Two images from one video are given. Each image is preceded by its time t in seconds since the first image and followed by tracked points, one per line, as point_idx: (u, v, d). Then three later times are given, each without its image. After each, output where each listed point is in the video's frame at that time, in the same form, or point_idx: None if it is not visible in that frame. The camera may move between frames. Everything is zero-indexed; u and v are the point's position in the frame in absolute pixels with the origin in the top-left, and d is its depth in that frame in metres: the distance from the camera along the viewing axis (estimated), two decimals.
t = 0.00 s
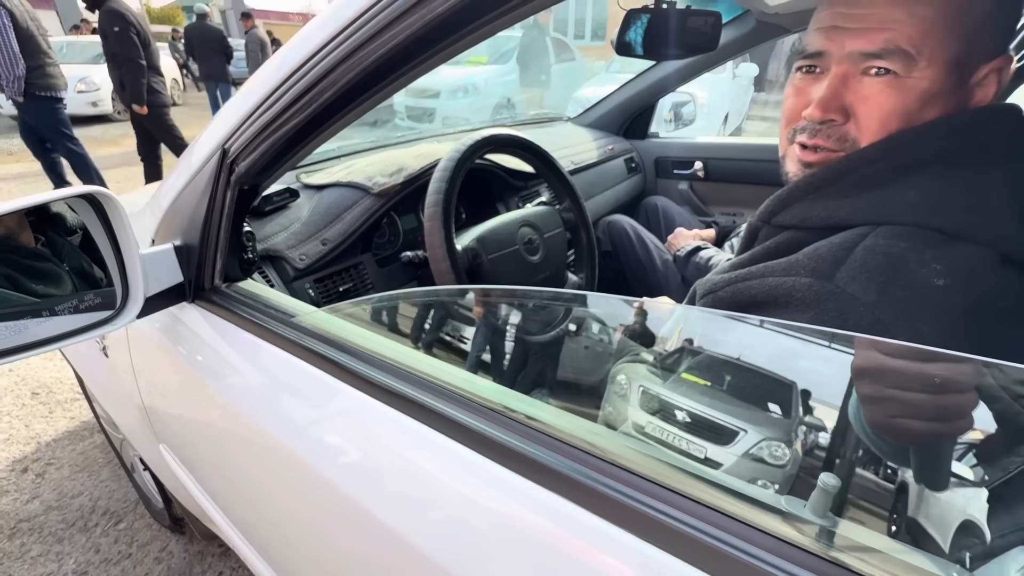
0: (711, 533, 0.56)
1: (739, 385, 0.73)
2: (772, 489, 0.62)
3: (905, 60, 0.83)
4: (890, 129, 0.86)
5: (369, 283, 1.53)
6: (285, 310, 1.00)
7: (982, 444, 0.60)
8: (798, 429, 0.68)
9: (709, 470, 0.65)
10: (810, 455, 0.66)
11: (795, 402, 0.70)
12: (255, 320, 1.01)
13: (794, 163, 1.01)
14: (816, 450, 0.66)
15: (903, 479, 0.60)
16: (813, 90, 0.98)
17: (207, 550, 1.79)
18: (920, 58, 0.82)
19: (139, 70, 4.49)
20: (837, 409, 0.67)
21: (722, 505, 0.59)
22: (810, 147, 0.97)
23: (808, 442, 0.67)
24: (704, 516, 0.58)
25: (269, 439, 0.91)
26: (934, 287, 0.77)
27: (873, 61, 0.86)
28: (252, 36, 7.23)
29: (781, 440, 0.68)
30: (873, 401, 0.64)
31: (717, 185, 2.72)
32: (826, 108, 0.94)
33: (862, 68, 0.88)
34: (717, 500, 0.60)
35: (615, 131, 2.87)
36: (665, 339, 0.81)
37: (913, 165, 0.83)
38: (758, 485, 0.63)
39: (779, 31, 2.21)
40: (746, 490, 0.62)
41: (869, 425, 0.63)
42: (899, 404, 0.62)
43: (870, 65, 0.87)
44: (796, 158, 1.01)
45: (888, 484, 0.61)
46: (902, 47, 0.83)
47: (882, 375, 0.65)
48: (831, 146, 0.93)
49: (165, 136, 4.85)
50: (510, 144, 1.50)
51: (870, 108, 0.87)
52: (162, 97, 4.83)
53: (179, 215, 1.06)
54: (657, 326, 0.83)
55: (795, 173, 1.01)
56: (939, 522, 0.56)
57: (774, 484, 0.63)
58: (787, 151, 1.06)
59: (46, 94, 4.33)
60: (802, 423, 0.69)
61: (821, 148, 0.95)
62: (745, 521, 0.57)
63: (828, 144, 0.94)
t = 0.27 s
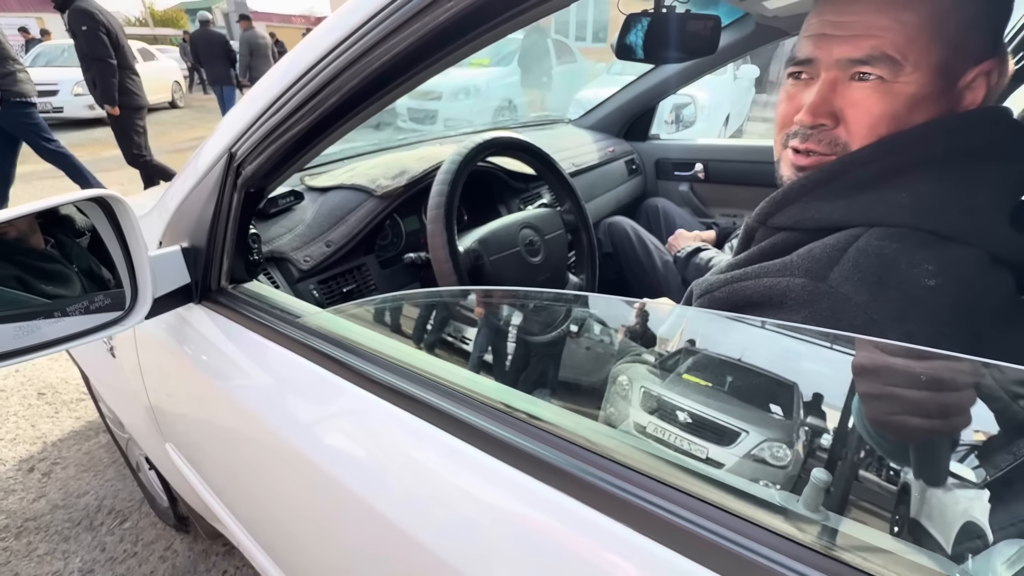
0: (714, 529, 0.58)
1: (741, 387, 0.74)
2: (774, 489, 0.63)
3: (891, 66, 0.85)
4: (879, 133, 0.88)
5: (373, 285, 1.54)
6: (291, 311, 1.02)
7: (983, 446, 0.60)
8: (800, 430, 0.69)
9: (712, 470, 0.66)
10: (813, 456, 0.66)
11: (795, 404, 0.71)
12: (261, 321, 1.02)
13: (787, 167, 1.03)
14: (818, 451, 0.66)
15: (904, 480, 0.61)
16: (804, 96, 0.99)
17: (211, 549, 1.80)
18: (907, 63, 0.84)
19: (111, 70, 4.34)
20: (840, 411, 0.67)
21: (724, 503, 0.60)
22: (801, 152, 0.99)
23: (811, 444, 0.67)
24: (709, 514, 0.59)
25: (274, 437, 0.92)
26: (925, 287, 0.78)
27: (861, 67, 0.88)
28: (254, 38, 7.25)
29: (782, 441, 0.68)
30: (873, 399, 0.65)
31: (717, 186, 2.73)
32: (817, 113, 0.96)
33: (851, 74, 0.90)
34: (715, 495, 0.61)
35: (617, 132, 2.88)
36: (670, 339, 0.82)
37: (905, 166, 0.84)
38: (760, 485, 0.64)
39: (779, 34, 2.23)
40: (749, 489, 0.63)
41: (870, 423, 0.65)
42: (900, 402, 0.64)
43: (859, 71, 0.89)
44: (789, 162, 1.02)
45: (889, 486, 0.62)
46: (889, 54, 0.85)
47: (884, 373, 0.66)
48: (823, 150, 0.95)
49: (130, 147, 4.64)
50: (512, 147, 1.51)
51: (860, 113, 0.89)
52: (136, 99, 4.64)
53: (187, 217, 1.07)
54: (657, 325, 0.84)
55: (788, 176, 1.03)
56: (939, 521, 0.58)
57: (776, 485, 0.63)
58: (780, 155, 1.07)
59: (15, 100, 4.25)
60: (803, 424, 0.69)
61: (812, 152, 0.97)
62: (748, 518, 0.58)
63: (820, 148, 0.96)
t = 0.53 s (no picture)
0: (722, 518, 0.59)
1: (743, 387, 0.75)
2: (777, 486, 0.63)
3: (884, 65, 0.88)
4: (874, 131, 0.90)
5: (379, 284, 1.54)
6: (299, 308, 1.03)
7: (986, 444, 0.60)
8: (801, 429, 0.70)
9: (716, 466, 0.66)
10: (814, 454, 0.66)
11: (797, 403, 0.71)
12: (269, 317, 1.03)
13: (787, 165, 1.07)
14: (820, 450, 0.67)
15: (908, 479, 0.61)
16: (801, 96, 1.03)
17: (217, 547, 1.81)
18: (901, 62, 0.86)
19: (91, 72, 4.31)
20: (843, 410, 0.68)
21: (732, 493, 0.61)
22: (799, 150, 1.03)
23: (811, 441, 0.68)
24: (717, 503, 0.60)
25: (282, 432, 0.93)
26: (926, 285, 0.78)
27: (855, 67, 0.91)
28: (256, 39, 7.26)
29: (784, 440, 0.69)
30: (875, 394, 0.66)
31: (719, 186, 2.74)
32: (813, 112, 1.00)
33: (845, 74, 0.93)
34: (722, 486, 0.62)
35: (619, 132, 2.89)
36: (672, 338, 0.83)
37: (903, 164, 0.85)
38: (763, 481, 0.64)
39: (780, 35, 2.23)
40: (756, 483, 0.63)
41: (873, 417, 0.65)
42: (901, 397, 0.64)
43: (852, 71, 0.92)
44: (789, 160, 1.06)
45: (892, 485, 0.61)
46: (881, 53, 0.88)
47: (887, 368, 0.66)
48: (819, 148, 0.99)
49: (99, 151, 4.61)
50: (516, 147, 1.52)
51: (854, 111, 0.92)
52: (117, 102, 4.61)
53: (196, 216, 1.08)
54: (658, 325, 0.85)
55: (788, 174, 1.06)
56: (943, 522, 0.57)
57: (780, 482, 0.64)
58: (782, 155, 1.11)
59: None
60: (804, 423, 0.70)
61: (810, 150, 1.01)
62: (756, 508, 0.59)
63: (816, 146, 1.00)
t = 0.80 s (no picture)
0: (726, 515, 0.58)
1: (742, 385, 0.75)
2: (779, 484, 0.62)
3: (891, 64, 0.87)
4: (880, 129, 0.89)
5: (381, 284, 1.54)
6: (303, 308, 1.03)
7: (987, 443, 0.60)
8: (802, 428, 0.69)
9: (716, 463, 0.65)
10: (813, 454, 0.66)
11: (798, 403, 0.71)
12: (272, 317, 1.03)
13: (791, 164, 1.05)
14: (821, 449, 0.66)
15: (909, 478, 0.61)
16: (806, 95, 1.02)
17: (219, 547, 1.81)
18: (907, 61, 0.85)
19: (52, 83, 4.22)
20: (841, 409, 0.68)
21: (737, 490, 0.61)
22: (805, 149, 1.02)
23: (809, 440, 0.68)
24: (721, 500, 0.60)
25: (284, 430, 0.93)
26: (931, 284, 0.78)
27: (861, 66, 0.91)
28: (256, 40, 7.26)
29: (785, 439, 0.68)
30: (876, 390, 0.66)
31: (720, 186, 2.74)
32: (819, 111, 0.99)
33: (851, 73, 0.92)
34: (724, 482, 0.62)
35: (620, 132, 2.89)
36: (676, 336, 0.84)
37: (907, 164, 0.85)
38: (763, 478, 0.63)
39: (780, 35, 2.23)
40: (756, 479, 0.63)
41: (873, 414, 0.66)
42: (897, 393, 0.65)
43: (858, 70, 0.91)
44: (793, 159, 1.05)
45: (894, 485, 0.61)
46: (888, 52, 0.87)
47: (885, 366, 0.67)
48: (826, 147, 0.98)
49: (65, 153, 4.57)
50: (518, 146, 1.52)
51: (860, 110, 0.91)
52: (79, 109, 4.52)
53: (201, 217, 1.08)
54: (662, 326, 0.86)
55: (793, 173, 1.05)
56: (944, 520, 0.57)
57: (780, 480, 0.63)
58: (784, 154, 1.10)
59: None
60: (805, 423, 0.70)
61: (816, 150, 1.00)
62: (757, 503, 0.59)
63: (822, 146, 0.99)
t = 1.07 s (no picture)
0: (726, 521, 0.58)
1: (740, 385, 0.75)
2: (775, 485, 0.63)
3: (890, 68, 0.86)
4: (880, 133, 0.88)
5: (380, 287, 1.54)
6: (302, 312, 1.02)
7: (983, 442, 0.61)
8: (800, 428, 0.69)
9: (714, 465, 0.65)
10: (812, 457, 0.65)
11: (796, 403, 0.71)
12: (270, 321, 1.02)
13: (790, 167, 1.03)
14: (818, 452, 0.66)
15: (906, 477, 0.61)
16: (805, 98, 1.00)
17: (218, 550, 1.81)
18: (906, 64, 0.84)
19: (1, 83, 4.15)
20: (834, 404, 0.69)
21: (740, 497, 0.60)
22: (805, 152, 1.00)
23: (807, 440, 0.68)
24: (722, 506, 0.59)
25: (283, 434, 0.93)
26: (931, 287, 0.78)
27: (860, 70, 0.89)
28: (253, 39, 7.25)
29: (783, 439, 0.69)
30: (873, 388, 0.66)
31: (718, 187, 2.75)
32: (819, 114, 0.97)
33: (850, 76, 0.90)
34: (723, 487, 0.62)
35: (618, 133, 2.89)
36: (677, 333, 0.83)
37: (906, 167, 0.84)
38: (762, 480, 0.63)
39: (778, 35, 2.23)
40: (755, 484, 0.62)
41: (869, 413, 0.66)
42: (895, 391, 0.65)
43: (857, 74, 0.89)
44: (792, 162, 1.03)
45: (890, 484, 0.61)
46: (887, 56, 0.86)
47: (880, 364, 0.67)
48: (826, 150, 0.96)
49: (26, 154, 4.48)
50: (516, 148, 1.52)
51: (861, 113, 0.90)
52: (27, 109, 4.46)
53: (199, 221, 1.08)
54: (661, 327, 0.85)
55: (792, 177, 1.03)
56: (941, 519, 0.57)
57: (778, 481, 0.63)
58: (782, 157, 1.08)
59: None
60: (803, 422, 0.69)
61: (816, 152, 0.98)
62: (754, 508, 0.59)
63: (823, 148, 0.97)
